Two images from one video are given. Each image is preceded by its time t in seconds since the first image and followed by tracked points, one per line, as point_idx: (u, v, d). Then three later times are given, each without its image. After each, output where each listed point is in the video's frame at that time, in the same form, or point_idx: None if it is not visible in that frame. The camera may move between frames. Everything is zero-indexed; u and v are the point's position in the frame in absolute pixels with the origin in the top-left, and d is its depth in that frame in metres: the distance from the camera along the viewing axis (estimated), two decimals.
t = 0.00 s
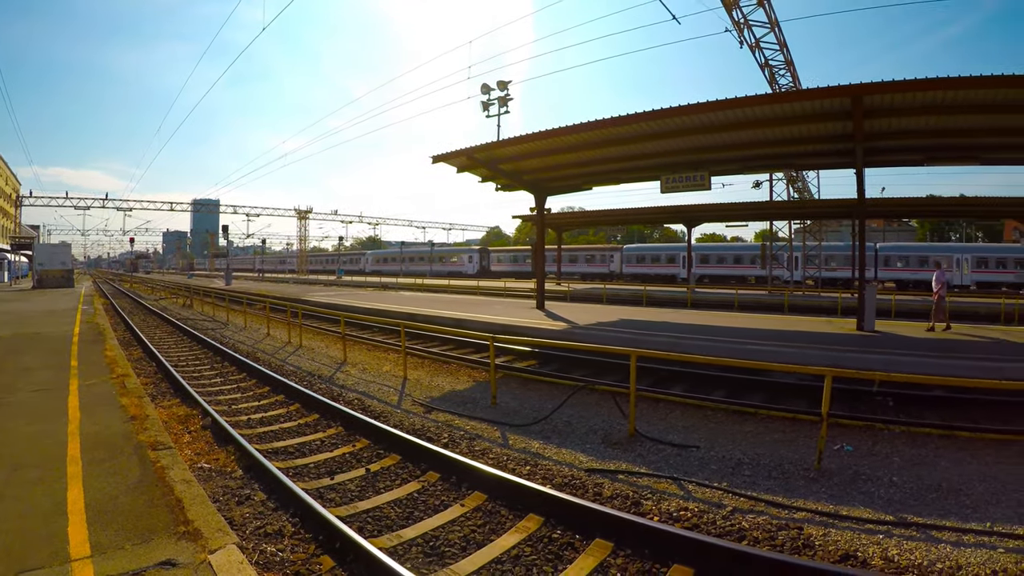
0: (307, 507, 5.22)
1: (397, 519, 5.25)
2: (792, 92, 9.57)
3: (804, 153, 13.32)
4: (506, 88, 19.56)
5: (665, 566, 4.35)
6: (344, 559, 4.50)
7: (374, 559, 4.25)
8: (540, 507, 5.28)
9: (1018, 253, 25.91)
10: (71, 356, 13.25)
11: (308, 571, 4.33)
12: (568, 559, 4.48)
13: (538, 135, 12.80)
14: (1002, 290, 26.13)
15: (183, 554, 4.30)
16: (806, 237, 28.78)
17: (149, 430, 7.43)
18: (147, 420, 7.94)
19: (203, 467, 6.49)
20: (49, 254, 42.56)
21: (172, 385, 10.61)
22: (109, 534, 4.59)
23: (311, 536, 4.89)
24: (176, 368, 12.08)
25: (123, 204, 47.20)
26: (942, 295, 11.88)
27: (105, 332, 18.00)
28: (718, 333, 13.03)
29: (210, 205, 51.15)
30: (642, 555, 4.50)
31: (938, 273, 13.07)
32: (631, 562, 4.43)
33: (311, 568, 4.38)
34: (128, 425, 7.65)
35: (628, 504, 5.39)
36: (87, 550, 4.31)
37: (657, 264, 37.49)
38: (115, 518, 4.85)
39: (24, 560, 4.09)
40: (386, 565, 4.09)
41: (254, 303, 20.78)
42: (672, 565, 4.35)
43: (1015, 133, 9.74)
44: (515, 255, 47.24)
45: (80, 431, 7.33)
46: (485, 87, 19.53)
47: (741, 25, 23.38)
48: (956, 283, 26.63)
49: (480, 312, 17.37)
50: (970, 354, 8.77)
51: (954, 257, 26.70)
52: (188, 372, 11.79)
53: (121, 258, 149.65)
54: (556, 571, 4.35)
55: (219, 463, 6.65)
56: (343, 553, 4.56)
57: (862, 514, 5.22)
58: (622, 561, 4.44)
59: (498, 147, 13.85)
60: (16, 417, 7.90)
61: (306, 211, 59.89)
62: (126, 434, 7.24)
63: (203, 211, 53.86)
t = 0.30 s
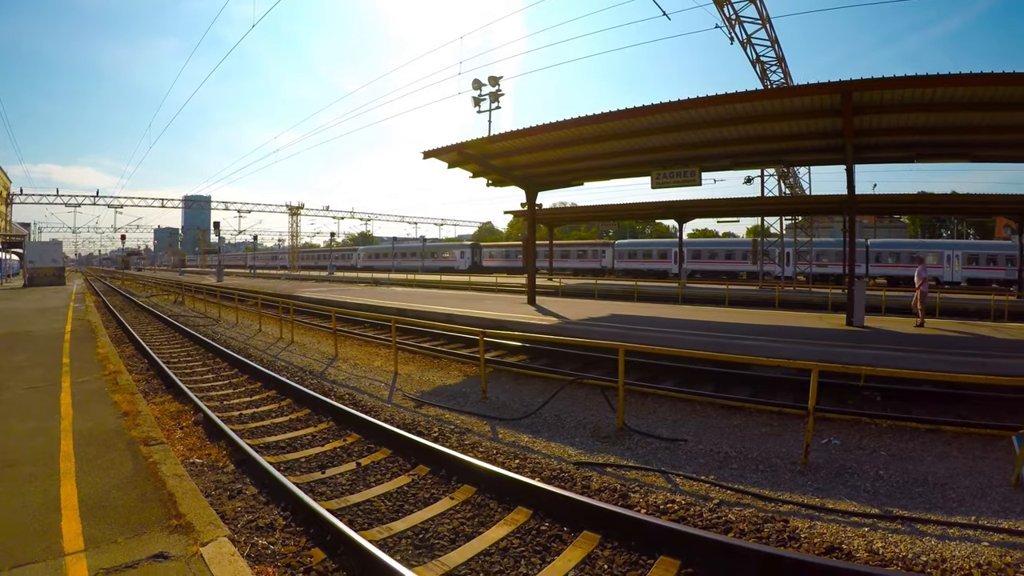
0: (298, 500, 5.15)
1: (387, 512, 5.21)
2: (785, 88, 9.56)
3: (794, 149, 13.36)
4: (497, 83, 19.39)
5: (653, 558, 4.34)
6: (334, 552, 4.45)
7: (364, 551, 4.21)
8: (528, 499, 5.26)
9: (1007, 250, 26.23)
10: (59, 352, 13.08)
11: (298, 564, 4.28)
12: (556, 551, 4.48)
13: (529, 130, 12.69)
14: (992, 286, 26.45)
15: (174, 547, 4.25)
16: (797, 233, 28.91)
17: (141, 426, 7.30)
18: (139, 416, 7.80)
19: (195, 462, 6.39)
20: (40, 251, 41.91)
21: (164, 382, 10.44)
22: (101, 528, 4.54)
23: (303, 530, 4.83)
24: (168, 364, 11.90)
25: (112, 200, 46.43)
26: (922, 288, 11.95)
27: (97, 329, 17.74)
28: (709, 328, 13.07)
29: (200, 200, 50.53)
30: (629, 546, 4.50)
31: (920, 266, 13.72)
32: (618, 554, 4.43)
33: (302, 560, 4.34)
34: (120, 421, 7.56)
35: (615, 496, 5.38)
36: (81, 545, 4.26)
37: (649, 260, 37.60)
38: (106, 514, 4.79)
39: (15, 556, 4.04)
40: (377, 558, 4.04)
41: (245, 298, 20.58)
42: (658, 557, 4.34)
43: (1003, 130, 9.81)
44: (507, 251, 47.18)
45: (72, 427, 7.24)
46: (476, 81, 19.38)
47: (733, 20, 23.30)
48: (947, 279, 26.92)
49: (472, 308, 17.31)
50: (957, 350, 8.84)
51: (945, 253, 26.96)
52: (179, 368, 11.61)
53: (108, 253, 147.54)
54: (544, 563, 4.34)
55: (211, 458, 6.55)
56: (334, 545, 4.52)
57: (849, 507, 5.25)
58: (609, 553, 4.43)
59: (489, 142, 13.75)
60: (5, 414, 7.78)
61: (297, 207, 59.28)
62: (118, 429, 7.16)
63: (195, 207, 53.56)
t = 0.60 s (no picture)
0: (288, 495, 5.07)
1: (375, 505, 5.16)
2: (772, 82, 9.57)
3: (780, 143, 13.43)
4: (485, 78, 19.20)
5: (638, 548, 4.34)
6: (323, 545, 4.40)
7: (352, 543, 4.15)
8: (515, 491, 5.24)
9: (993, 243, 26.67)
10: (42, 352, 12.82)
11: (287, 558, 4.22)
12: (543, 542, 4.47)
13: (517, 125, 12.59)
14: (979, 279, 26.89)
15: (165, 542, 4.18)
16: (785, 227, 29.20)
17: (131, 425, 7.15)
18: (129, 414, 7.63)
19: (185, 459, 6.26)
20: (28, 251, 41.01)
21: (153, 380, 10.25)
22: (92, 524, 4.47)
23: (291, 524, 4.76)
24: (156, 363, 11.69)
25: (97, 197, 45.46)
26: (899, 282, 12.14)
27: (87, 329, 17.40)
28: (697, 321, 13.14)
29: (186, 197, 49.68)
30: (615, 536, 4.50)
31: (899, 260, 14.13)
32: (604, 544, 4.43)
33: (292, 554, 4.28)
34: (109, 419, 7.41)
35: (601, 488, 5.38)
36: (72, 541, 4.19)
37: (637, 254, 37.72)
38: (98, 509, 4.72)
39: (7, 555, 3.97)
40: (367, 552, 3.99)
41: (233, 295, 20.29)
42: (643, 546, 4.34)
43: (985, 124, 9.91)
44: (495, 246, 47.03)
45: (61, 426, 7.10)
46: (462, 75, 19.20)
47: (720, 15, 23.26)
48: (935, 272, 27.33)
49: (460, 303, 17.24)
50: (939, 341, 8.97)
51: (932, 247, 27.33)
52: (166, 366, 11.41)
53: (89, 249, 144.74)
54: (531, 554, 4.33)
55: (201, 455, 6.42)
56: (323, 539, 4.46)
57: (833, 496, 5.30)
58: (595, 543, 4.43)
59: (475, 137, 13.63)
60: None
61: (284, 203, 58.48)
62: (107, 428, 7.03)
63: (182, 203, 52.88)
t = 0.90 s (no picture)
0: (275, 495, 4.95)
1: (361, 503, 5.08)
2: (753, 77, 9.62)
3: (761, 138, 13.54)
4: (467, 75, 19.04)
5: (621, 540, 4.33)
6: (309, 543, 4.31)
7: (337, 541, 4.09)
8: (499, 486, 5.19)
9: (974, 235, 27.12)
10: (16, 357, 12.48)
11: (273, 557, 4.13)
12: (526, 535, 4.45)
13: (499, 121, 12.47)
14: (959, 271, 27.38)
15: (152, 543, 4.13)
16: (767, 221, 29.53)
17: (116, 428, 6.97)
18: (113, 417, 7.44)
19: (170, 461, 6.10)
20: (8, 255, 40.03)
21: (136, 382, 10.01)
22: (80, 527, 4.40)
23: (278, 523, 4.66)
24: (138, 365, 11.44)
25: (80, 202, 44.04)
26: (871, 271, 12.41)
27: (69, 333, 17.00)
28: (680, 315, 13.21)
29: (167, 197, 48.59)
30: (597, 529, 4.48)
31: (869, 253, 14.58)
32: (587, 536, 4.41)
33: (278, 552, 4.19)
34: (94, 422, 7.25)
35: (584, 481, 5.37)
36: (60, 545, 4.13)
37: (620, 249, 37.88)
38: (87, 511, 4.66)
39: None
40: (355, 550, 3.91)
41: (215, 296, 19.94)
42: (626, 538, 4.33)
43: (961, 117, 10.08)
44: (478, 243, 46.82)
45: (45, 429, 6.96)
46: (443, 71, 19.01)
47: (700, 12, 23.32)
48: (916, 264, 27.76)
49: (445, 300, 17.12)
50: (918, 332, 9.12)
51: (913, 239, 27.74)
52: (151, 368, 11.17)
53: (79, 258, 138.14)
54: (515, 547, 4.30)
55: (187, 457, 6.26)
56: (308, 537, 4.37)
57: (813, 486, 5.36)
58: (578, 535, 4.42)
59: (456, 134, 13.49)
60: None
61: (267, 203, 57.62)
62: (92, 431, 6.89)
63: (164, 205, 51.94)
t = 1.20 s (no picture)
0: (262, 495, 4.87)
1: (349, 501, 5.02)
2: (735, 74, 9.68)
3: (743, 135, 13.67)
4: (449, 74, 18.90)
5: (608, 533, 4.34)
6: (297, 542, 4.24)
7: (327, 540, 4.03)
8: (487, 483, 5.16)
9: (956, 229, 27.63)
10: None
11: (262, 558, 4.05)
12: (514, 530, 4.44)
13: (483, 119, 12.39)
14: (942, 264, 27.89)
15: (141, 545, 4.06)
16: (750, 216, 29.86)
17: (102, 432, 6.81)
18: (99, 421, 7.26)
19: (157, 464, 5.97)
20: None
21: (120, 386, 9.79)
22: (68, 531, 4.32)
23: (266, 523, 4.58)
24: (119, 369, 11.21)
25: (62, 204, 41.91)
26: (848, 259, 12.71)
27: (52, 337, 16.61)
28: (665, 311, 13.30)
29: (148, 199, 47.67)
30: (585, 523, 4.48)
31: (840, 248, 15.02)
32: (575, 530, 4.42)
33: (267, 552, 4.12)
34: (79, 427, 7.08)
35: (570, 476, 5.37)
36: (49, 549, 4.05)
37: (605, 246, 38.01)
38: (76, 515, 4.57)
39: None
40: (345, 549, 3.85)
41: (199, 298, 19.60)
42: (613, 532, 4.34)
43: (938, 113, 10.27)
44: (463, 241, 46.64)
45: (28, 434, 6.79)
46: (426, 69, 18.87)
47: (681, 9, 23.40)
48: (899, 258, 28.24)
49: (430, 299, 17.03)
50: (898, 324, 9.28)
51: (896, 233, 28.20)
52: (136, 372, 10.92)
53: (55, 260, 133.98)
54: (503, 543, 4.29)
55: (174, 459, 6.13)
56: (297, 536, 4.31)
57: (797, 477, 5.42)
58: (565, 529, 4.42)
59: (440, 133, 13.38)
60: None
61: (250, 204, 56.81)
62: (77, 435, 6.73)
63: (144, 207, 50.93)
